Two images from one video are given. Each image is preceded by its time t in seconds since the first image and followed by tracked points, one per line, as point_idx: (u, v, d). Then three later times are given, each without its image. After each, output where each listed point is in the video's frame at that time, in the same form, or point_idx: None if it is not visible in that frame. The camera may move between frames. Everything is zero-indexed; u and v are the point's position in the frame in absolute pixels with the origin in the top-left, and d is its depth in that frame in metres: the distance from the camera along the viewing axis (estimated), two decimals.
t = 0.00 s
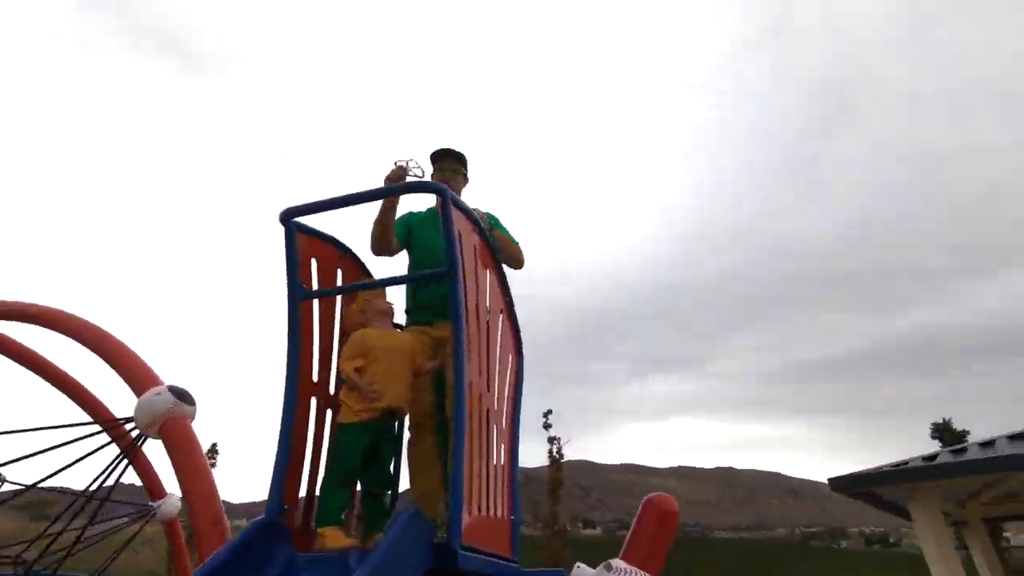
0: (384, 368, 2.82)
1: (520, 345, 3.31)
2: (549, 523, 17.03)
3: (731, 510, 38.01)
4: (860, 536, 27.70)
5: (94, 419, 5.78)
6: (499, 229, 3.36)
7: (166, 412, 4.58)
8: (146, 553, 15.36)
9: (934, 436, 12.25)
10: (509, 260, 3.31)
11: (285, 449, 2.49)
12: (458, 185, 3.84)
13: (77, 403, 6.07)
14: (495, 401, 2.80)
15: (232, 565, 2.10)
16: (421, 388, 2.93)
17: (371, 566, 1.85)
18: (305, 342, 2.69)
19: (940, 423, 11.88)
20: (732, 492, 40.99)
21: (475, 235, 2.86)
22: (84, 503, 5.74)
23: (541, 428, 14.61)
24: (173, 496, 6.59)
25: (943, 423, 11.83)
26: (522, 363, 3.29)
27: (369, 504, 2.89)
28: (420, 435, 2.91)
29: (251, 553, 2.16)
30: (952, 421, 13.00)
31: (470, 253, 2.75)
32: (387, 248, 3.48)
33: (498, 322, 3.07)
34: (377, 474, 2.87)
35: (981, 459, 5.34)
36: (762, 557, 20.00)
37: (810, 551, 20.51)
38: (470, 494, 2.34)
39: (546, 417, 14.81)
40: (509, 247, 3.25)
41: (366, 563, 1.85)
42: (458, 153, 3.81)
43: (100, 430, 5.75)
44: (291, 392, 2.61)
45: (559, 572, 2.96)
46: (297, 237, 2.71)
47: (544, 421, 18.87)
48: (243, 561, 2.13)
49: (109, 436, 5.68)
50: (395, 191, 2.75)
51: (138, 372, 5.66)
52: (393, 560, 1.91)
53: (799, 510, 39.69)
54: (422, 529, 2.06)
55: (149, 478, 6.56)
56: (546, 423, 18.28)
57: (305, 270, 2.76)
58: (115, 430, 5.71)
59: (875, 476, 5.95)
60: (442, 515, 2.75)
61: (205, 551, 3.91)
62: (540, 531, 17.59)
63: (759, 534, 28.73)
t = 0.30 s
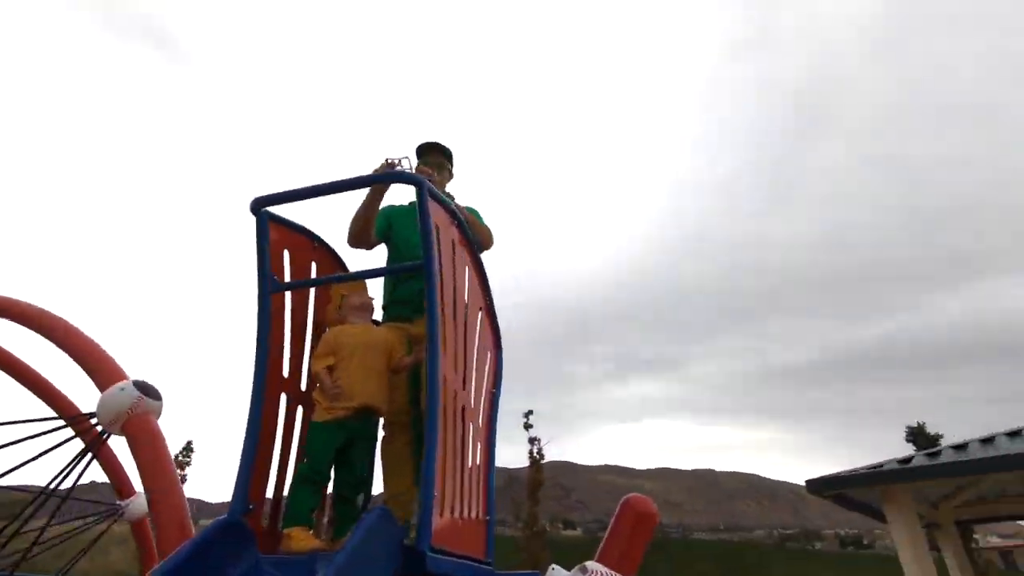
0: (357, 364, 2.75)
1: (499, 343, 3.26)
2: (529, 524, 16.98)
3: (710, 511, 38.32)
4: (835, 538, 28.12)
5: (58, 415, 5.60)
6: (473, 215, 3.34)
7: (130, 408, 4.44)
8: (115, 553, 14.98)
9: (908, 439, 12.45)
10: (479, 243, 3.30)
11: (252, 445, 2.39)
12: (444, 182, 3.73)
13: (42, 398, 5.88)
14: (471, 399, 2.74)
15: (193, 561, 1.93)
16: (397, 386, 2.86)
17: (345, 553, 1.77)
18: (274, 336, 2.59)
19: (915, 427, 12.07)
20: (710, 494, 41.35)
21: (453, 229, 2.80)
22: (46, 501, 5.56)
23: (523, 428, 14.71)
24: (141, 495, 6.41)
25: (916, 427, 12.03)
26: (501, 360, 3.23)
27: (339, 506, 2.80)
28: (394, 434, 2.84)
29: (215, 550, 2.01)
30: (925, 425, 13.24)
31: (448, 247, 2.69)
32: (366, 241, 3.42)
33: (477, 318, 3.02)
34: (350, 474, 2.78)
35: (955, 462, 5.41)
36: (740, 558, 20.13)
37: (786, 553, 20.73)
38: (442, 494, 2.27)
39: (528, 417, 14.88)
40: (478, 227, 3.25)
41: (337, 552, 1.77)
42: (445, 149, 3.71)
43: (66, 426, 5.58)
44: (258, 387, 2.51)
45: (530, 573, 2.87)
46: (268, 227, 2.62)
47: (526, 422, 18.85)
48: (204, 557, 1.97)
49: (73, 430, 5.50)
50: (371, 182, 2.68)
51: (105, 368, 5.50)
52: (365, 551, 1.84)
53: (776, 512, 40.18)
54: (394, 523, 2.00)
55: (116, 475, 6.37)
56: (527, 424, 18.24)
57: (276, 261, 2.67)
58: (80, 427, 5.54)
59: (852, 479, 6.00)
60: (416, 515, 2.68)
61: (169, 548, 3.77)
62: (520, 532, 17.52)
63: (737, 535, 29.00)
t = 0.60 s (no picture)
0: (345, 360, 2.73)
1: (488, 341, 3.24)
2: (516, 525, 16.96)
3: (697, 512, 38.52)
4: (820, 538, 28.41)
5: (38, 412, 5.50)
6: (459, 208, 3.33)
7: (110, 404, 4.37)
8: (96, 553, 14.75)
9: (892, 441, 12.58)
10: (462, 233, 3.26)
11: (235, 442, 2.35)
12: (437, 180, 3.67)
13: (21, 394, 5.78)
14: (459, 397, 2.71)
15: (175, 555, 1.88)
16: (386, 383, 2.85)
17: (333, 546, 1.74)
18: (259, 330, 2.55)
19: (899, 429, 12.21)
20: (697, 495, 41.59)
21: (442, 225, 2.77)
22: (24, 499, 5.46)
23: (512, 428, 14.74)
24: (123, 494, 6.31)
25: (900, 430, 12.16)
26: (490, 359, 3.20)
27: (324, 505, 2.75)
28: (382, 433, 2.81)
29: (196, 546, 1.96)
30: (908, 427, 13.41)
31: (437, 243, 2.66)
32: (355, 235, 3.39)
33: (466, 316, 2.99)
34: (335, 472, 2.74)
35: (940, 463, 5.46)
36: (726, 559, 20.25)
37: (772, 554, 20.87)
38: (428, 493, 2.24)
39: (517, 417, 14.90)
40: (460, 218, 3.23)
41: (323, 545, 1.74)
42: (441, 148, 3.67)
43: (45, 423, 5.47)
44: (242, 383, 2.46)
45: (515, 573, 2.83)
46: (255, 220, 2.58)
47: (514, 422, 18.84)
48: (187, 552, 1.93)
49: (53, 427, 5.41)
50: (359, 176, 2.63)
51: (86, 363, 5.41)
52: (353, 544, 1.81)
53: (762, 513, 40.47)
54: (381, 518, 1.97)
55: (97, 473, 6.27)
56: (516, 425, 18.23)
57: (261, 255, 2.62)
58: (58, 424, 5.43)
59: (838, 479, 6.03)
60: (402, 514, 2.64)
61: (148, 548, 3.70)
62: (507, 533, 17.49)
63: (723, 536, 29.18)
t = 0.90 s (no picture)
0: (340, 354, 2.71)
1: (481, 338, 3.21)
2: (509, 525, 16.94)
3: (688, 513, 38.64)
4: (810, 538, 28.59)
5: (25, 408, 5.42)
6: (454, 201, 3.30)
7: (97, 400, 4.31)
8: (84, 553, 14.58)
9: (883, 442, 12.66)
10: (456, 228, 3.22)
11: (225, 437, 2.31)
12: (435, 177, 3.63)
13: (7, 390, 5.70)
14: (453, 393, 2.69)
15: (161, 551, 1.85)
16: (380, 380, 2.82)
17: (323, 542, 1.71)
18: (251, 324, 2.51)
19: (890, 430, 12.30)
20: (689, 495, 41.72)
21: (436, 220, 2.74)
22: (10, 496, 5.38)
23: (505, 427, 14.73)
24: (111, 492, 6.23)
25: (891, 431, 12.24)
26: (484, 355, 3.18)
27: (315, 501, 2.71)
28: (375, 430, 2.78)
29: (184, 542, 1.92)
30: (899, 428, 13.52)
31: (431, 238, 2.64)
32: (348, 229, 3.36)
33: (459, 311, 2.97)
34: (327, 468, 2.70)
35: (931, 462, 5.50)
36: (717, 559, 20.33)
37: (763, 554, 20.96)
38: (421, 490, 2.21)
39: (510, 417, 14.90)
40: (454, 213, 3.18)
41: (313, 541, 1.71)
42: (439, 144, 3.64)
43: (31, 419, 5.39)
44: (233, 377, 2.43)
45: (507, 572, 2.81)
46: (247, 213, 2.54)
47: (507, 422, 18.82)
48: (175, 548, 1.89)
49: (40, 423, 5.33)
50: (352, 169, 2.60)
51: (73, 358, 5.33)
52: (344, 541, 1.79)
53: (753, 514, 40.64)
54: (374, 514, 1.94)
55: (85, 471, 6.19)
56: (509, 424, 18.21)
57: (253, 249, 2.59)
58: (44, 420, 5.35)
59: (830, 479, 6.04)
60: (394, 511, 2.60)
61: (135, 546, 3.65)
62: (500, 532, 17.45)
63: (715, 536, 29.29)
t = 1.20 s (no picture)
0: (332, 352, 2.70)
1: (479, 337, 3.22)
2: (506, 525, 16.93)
3: (686, 513, 38.70)
4: (807, 538, 28.68)
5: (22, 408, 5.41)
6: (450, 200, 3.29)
7: (94, 399, 4.28)
8: (81, 553, 14.53)
9: (880, 442, 12.69)
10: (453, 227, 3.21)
11: (221, 437, 2.31)
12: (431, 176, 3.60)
13: (4, 390, 5.68)
14: (450, 393, 2.69)
15: (159, 552, 1.84)
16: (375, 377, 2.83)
17: (319, 541, 1.71)
18: (248, 324, 2.51)
19: (887, 430, 12.34)
20: (687, 495, 41.77)
21: (434, 220, 2.74)
22: (7, 497, 5.36)
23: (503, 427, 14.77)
24: (108, 492, 6.21)
25: (889, 432, 12.28)
26: (481, 355, 3.18)
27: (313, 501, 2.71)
28: (373, 428, 2.77)
29: (180, 542, 1.92)
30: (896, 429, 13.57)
31: (429, 238, 2.64)
32: (343, 225, 3.37)
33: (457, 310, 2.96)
34: (324, 468, 2.68)
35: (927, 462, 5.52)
36: (715, 559, 20.38)
37: (760, 554, 20.98)
38: (418, 490, 2.21)
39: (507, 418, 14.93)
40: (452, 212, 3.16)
41: (310, 541, 1.70)
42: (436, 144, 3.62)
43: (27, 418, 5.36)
44: (229, 378, 2.42)
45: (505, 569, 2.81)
46: (244, 212, 2.53)
47: (505, 422, 18.83)
48: (170, 547, 1.88)
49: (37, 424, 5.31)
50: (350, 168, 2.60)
51: (70, 358, 5.31)
52: (341, 540, 1.78)
53: (751, 514, 40.70)
54: (371, 514, 1.94)
55: (82, 472, 6.17)
56: (507, 424, 18.25)
57: (250, 249, 2.58)
58: (41, 420, 5.33)
59: (828, 479, 6.06)
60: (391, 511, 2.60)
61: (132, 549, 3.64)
62: (497, 533, 17.46)
63: (712, 537, 29.38)
